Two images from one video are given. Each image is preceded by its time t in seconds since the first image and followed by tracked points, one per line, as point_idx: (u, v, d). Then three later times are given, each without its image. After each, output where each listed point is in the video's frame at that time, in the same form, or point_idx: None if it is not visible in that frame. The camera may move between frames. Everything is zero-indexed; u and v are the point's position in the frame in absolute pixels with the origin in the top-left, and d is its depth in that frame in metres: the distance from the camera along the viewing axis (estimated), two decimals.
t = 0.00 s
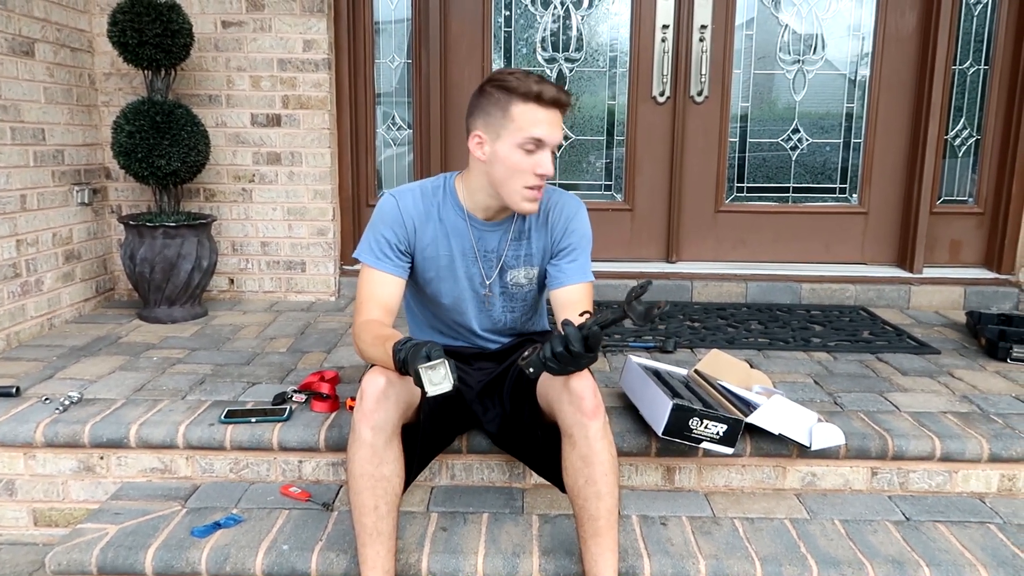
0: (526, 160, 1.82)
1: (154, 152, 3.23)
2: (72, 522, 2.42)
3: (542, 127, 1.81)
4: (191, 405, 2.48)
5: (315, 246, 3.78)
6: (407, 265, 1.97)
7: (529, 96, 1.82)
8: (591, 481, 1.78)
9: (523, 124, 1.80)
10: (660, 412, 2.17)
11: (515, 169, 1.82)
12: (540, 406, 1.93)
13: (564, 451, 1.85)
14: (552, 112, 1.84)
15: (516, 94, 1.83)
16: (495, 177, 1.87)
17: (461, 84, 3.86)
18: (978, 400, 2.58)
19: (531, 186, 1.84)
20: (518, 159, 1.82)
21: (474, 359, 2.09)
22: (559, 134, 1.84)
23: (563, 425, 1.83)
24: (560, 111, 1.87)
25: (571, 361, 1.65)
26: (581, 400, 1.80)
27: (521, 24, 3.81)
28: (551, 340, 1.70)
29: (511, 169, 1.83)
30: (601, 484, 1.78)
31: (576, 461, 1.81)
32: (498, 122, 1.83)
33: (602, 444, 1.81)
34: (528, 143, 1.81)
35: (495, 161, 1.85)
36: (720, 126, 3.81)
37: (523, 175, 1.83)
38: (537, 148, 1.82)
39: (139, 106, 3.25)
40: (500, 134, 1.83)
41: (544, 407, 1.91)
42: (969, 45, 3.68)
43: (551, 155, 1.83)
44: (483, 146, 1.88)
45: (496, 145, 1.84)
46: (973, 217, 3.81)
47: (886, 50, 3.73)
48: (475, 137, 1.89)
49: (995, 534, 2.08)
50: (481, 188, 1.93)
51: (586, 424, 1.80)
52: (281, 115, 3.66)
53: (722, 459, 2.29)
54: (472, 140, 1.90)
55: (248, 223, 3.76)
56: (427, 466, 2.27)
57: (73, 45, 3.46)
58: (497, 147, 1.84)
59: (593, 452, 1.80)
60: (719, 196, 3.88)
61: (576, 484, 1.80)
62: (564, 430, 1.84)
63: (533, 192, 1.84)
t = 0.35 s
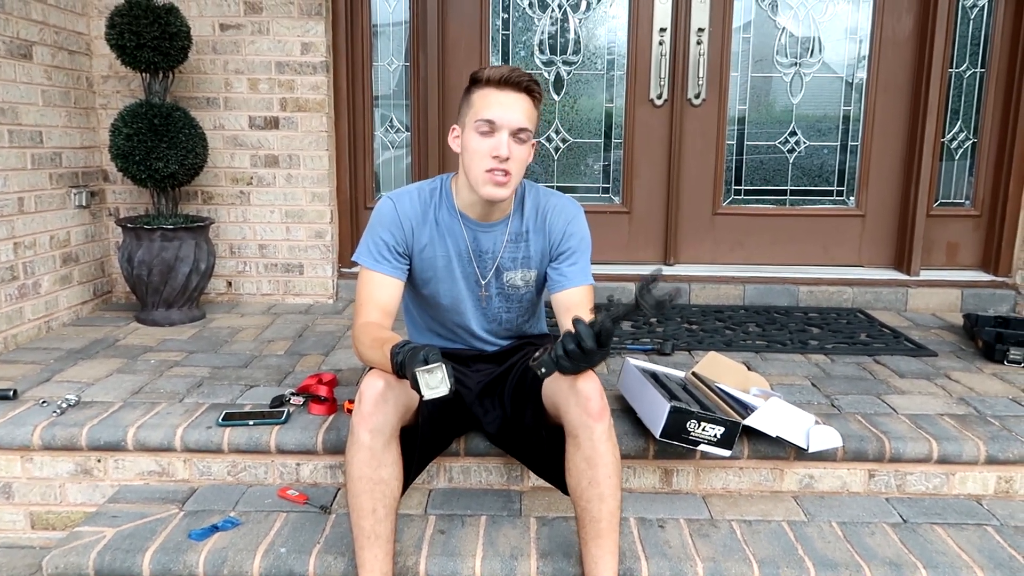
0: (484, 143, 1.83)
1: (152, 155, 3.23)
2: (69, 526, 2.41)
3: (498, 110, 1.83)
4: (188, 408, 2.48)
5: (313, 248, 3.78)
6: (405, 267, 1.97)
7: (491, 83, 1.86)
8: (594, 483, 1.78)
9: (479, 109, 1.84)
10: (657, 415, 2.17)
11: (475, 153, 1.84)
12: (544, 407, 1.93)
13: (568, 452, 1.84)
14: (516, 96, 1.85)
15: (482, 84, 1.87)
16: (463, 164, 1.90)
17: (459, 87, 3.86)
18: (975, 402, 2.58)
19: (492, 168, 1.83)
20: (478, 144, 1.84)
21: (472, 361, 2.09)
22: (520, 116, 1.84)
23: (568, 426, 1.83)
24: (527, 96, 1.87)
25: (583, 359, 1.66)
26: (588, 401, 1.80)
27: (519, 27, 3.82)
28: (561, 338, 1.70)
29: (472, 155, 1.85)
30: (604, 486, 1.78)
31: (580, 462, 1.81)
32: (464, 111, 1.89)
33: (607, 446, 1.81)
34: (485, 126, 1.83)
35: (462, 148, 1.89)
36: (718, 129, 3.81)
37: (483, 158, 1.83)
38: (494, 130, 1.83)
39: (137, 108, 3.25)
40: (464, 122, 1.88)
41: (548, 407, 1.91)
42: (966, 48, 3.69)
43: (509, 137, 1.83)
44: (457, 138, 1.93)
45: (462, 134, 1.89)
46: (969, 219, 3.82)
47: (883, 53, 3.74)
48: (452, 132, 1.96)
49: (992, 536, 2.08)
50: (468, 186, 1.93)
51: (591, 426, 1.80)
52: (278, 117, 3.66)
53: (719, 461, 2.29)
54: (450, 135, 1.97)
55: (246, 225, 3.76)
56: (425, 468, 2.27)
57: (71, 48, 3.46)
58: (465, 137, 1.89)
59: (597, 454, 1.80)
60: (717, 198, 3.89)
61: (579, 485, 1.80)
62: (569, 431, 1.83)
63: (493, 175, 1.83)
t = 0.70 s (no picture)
0: (486, 146, 1.83)
1: (149, 157, 3.22)
2: (67, 528, 2.41)
3: (499, 113, 1.83)
4: (186, 411, 2.48)
5: (311, 250, 3.78)
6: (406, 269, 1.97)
7: (492, 86, 1.86)
8: (594, 483, 1.78)
9: (482, 112, 1.84)
10: (656, 415, 2.17)
11: (476, 156, 1.84)
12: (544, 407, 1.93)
13: (568, 452, 1.84)
14: (518, 100, 1.85)
15: (482, 87, 1.88)
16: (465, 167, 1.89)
17: (457, 88, 3.86)
18: (973, 402, 2.58)
19: (494, 173, 1.83)
20: (479, 147, 1.84)
21: (469, 361, 2.08)
22: (522, 120, 1.84)
23: (568, 426, 1.82)
24: (528, 100, 1.88)
25: (555, 363, 1.66)
26: (588, 401, 1.80)
27: (517, 28, 3.82)
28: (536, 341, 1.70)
29: (473, 158, 1.85)
30: (604, 486, 1.78)
31: (580, 462, 1.80)
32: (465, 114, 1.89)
33: (607, 446, 1.81)
34: (487, 129, 1.83)
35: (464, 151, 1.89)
36: (715, 129, 3.81)
37: (484, 162, 1.83)
38: (495, 133, 1.82)
39: (134, 111, 3.24)
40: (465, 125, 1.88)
41: (548, 407, 1.91)
42: (963, 48, 3.69)
43: (511, 140, 1.82)
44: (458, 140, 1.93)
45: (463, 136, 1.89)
46: (967, 219, 3.82)
47: (880, 54, 3.74)
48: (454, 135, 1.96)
49: (990, 536, 2.08)
50: (467, 188, 1.93)
51: (591, 426, 1.80)
52: (276, 119, 3.66)
53: (718, 461, 2.29)
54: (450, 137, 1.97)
55: (244, 227, 3.76)
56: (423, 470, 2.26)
57: (69, 50, 3.46)
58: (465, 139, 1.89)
59: (598, 454, 1.80)
60: (715, 199, 3.89)
61: (579, 485, 1.80)
62: (569, 431, 1.83)
63: (494, 179, 1.83)
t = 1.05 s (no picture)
0: (493, 153, 1.82)
1: (150, 168, 3.23)
2: (64, 540, 2.40)
3: (508, 120, 1.82)
4: (184, 422, 2.47)
5: (312, 260, 3.78)
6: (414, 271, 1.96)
7: (501, 94, 1.87)
8: (590, 497, 1.77)
9: (489, 120, 1.84)
10: (655, 428, 2.16)
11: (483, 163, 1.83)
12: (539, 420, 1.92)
13: (563, 466, 1.83)
14: (526, 108, 1.85)
15: (492, 95, 1.88)
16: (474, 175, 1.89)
17: (458, 99, 3.87)
18: (975, 415, 2.57)
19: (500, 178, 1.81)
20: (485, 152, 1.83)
21: (467, 374, 2.08)
22: (529, 128, 1.83)
23: (562, 440, 1.81)
24: (536, 109, 1.87)
25: (533, 379, 1.66)
26: (582, 414, 1.79)
27: (518, 39, 3.83)
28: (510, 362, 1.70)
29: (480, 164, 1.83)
30: (600, 500, 1.76)
31: (575, 476, 1.79)
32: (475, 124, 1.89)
33: (602, 459, 1.79)
34: (495, 137, 1.82)
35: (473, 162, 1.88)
36: (716, 140, 3.81)
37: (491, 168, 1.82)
38: (503, 140, 1.81)
39: (136, 121, 3.25)
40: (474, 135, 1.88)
41: (542, 421, 1.90)
42: (963, 59, 3.69)
43: (518, 148, 1.81)
44: (466, 148, 1.92)
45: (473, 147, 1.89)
46: (969, 230, 3.81)
47: (881, 64, 3.74)
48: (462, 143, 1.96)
49: (993, 551, 2.06)
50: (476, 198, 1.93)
51: (586, 440, 1.79)
52: (277, 130, 3.67)
53: (718, 474, 2.27)
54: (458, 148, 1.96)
55: (244, 237, 3.76)
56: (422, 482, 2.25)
57: (71, 61, 3.47)
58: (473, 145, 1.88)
59: (593, 468, 1.78)
60: (716, 209, 3.88)
61: (575, 499, 1.79)
62: (563, 444, 1.82)
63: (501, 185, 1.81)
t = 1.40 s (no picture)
0: (493, 154, 1.82)
1: (145, 165, 3.22)
2: (59, 539, 2.39)
3: (507, 121, 1.82)
4: (180, 420, 2.47)
5: (307, 258, 3.77)
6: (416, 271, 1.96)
7: (501, 94, 1.86)
8: (586, 495, 1.77)
9: (489, 119, 1.84)
10: (652, 425, 2.16)
11: (483, 165, 1.84)
12: (535, 418, 1.92)
13: (559, 464, 1.83)
14: (526, 108, 1.84)
15: (492, 95, 1.87)
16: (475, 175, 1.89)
17: (454, 97, 3.87)
18: (970, 413, 2.58)
19: (500, 179, 1.82)
20: (485, 153, 1.83)
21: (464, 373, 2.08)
22: (529, 127, 1.82)
23: (559, 439, 1.81)
24: (537, 108, 1.86)
25: (536, 371, 1.66)
26: (578, 413, 1.79)
27: (514, 38, 3.83)
28: (514, 354, 1.70)
29: (481, 165, 1.84)
30: (596, 498, 1.76)
31: (571, 474, 1.79)
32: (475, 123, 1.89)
33: (599, 458, 1.79)
34: (495, 137, 1.82)
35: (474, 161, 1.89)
36: (712, 139, 3.82)
37: (490, 170, 1.83)
38: (502, 141, 1.82)
39: (130, 119, 3.24)
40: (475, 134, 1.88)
41: (539, 419, 1.90)
42: (958, 59, 3.70)
43: (517, 148, 1.81)
44: (469, 149, 1.93)
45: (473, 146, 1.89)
46: (964, 229, 3.83)
47: (877, 63, 3.75)
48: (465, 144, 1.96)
49: (988, 548, 2.07)
50: (477, 198, 1.93)
51: (582, 438, 1.79)
52: (273, 127, 3.66)
53: (714, 472, 2.28)
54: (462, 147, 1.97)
55: (240, 235, 3.75)
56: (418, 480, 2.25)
57: (65, 58, 3.46)
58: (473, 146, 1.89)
59: (589, 466, 1.78)
60: (712, 208, 3.89)
61: (571, 497, 1.79)
62: (560, 443, 1.82)
63: (500, 187, 1.82)
